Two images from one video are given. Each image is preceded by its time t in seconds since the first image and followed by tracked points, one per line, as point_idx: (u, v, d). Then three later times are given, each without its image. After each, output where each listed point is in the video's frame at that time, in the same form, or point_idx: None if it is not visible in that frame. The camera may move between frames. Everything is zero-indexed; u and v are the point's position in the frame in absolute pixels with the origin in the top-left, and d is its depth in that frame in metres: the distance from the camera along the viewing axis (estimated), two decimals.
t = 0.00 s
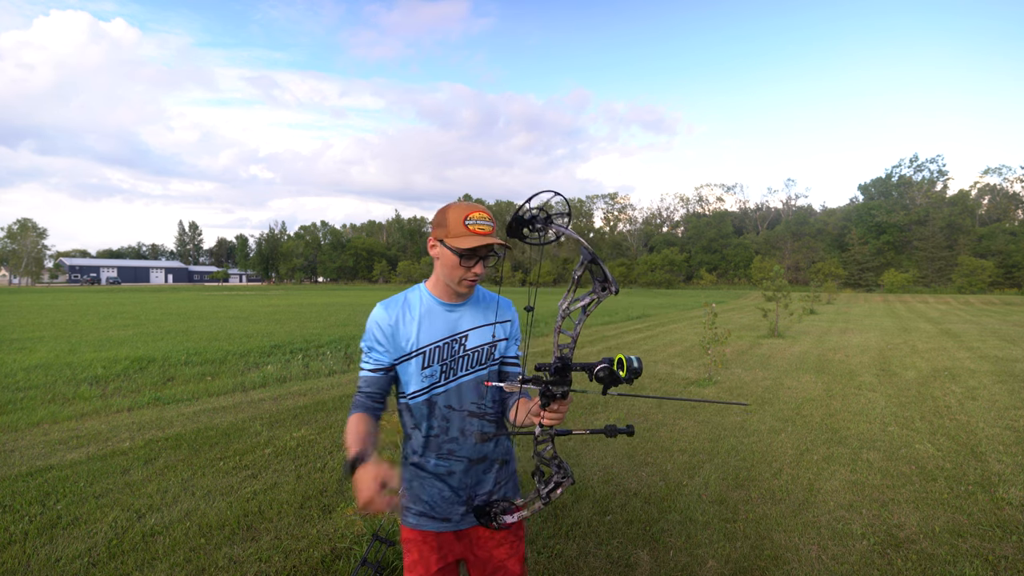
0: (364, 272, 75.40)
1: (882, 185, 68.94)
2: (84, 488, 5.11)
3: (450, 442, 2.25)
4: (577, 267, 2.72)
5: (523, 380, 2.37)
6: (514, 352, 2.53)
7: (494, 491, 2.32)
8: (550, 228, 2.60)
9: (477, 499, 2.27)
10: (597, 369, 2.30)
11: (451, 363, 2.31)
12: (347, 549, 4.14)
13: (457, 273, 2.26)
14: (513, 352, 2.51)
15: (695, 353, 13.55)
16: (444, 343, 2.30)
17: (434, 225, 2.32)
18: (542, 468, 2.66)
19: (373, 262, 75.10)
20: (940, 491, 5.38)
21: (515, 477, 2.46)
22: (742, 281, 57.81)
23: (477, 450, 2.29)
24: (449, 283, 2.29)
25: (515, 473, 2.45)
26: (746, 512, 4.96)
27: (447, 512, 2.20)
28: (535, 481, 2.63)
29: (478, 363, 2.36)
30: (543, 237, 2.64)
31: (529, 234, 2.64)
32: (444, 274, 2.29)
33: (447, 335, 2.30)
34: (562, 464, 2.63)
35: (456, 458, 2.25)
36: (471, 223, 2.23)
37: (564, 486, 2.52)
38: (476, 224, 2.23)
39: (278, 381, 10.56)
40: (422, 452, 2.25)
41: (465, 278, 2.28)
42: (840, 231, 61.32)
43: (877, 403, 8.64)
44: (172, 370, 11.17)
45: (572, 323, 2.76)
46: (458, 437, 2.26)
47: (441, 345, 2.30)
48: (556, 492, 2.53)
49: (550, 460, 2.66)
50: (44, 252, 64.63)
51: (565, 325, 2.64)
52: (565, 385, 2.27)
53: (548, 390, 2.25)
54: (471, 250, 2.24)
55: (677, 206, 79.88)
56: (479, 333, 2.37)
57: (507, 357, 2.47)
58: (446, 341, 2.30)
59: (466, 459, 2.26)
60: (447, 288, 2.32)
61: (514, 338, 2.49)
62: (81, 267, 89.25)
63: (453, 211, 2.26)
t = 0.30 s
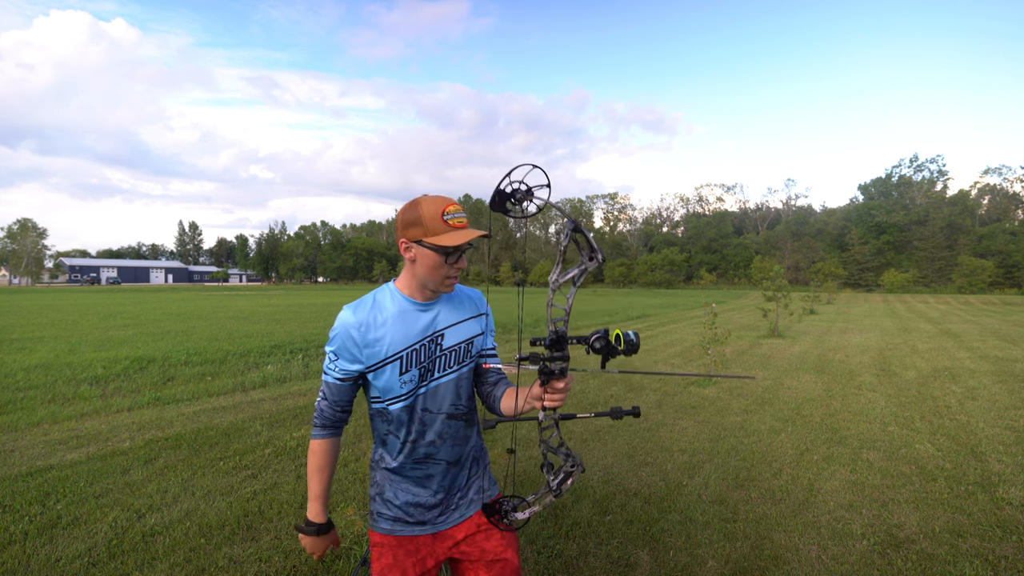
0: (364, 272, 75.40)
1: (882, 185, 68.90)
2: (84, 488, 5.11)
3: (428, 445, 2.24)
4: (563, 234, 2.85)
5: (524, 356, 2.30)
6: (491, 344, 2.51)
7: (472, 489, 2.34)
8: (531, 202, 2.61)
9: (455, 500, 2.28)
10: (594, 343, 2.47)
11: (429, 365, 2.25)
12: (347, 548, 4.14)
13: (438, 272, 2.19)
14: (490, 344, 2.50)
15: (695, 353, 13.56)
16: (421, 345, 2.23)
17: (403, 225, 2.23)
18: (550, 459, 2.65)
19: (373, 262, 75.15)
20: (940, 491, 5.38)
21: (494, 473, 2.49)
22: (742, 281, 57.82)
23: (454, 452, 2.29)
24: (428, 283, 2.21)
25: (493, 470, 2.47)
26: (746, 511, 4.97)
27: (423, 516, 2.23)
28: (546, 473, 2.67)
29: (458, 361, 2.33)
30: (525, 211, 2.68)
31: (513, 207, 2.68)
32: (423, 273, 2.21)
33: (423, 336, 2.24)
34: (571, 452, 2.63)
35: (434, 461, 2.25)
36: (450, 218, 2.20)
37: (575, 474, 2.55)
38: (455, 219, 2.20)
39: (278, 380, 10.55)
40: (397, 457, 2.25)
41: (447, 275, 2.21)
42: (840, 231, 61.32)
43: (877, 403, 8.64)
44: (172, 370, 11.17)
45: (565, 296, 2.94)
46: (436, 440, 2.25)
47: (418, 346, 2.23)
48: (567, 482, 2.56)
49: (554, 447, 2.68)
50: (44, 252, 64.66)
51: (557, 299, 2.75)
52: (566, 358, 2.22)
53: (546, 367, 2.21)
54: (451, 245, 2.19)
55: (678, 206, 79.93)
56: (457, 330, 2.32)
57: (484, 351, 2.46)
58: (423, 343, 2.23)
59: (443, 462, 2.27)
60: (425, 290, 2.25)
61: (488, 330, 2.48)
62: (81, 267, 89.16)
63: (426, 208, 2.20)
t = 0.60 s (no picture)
0: (364, 272, 75.36)
1: (882, 185, 68.87)
2: (84, 488, 5.10)
3: (415, 444, 2.25)
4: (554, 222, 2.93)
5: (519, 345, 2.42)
6: (478, 339, 2.50)
7: (462, 489, 2.32)
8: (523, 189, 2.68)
9: (442, 498, 2.28)
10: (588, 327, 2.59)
11: (412, 364, 2.23)
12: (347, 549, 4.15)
13: (413, 264, 2.18)
14: (477, 339, 2.48)
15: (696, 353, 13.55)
16: (403, 344, 2.21)
17: (375, 218, 2.20)
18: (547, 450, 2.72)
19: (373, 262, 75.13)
20: (940, 491, 5.38)
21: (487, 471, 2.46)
22: (742, 281, 57.80)
23: (442, 451, 2.29)
24: (406, 275, 2.19)
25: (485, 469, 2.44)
26: (746, 512, 4.96)
27: (408, 515, 2.25)
28: (545, 464, 2.74)
29: (442, 358, 2.31)
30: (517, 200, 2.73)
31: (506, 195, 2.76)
32: (399, 263, 2.19)
33: (405, 335, 2.21)
34: (568, 441, 2.74)
35: (421, 460, 2.26)
36: (419, 205, 2.17)
37: (574, 463, 2.63)
38: (425, 205, 2.18)
39: (278, 380, 10.55)
40: (384, 457, 2.25)
41: (422, 265, 2.21)
42: (840, 231, 61.33)
43: (877, 403, 8.64)
44: (172, 370, 11.17)
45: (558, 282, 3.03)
46: (423, 439, 2.25)
47: (400, 346, 2.20)
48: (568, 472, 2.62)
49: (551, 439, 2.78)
50: (43, 251, 64.65)
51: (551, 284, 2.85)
52: (561, 345, 2.44)
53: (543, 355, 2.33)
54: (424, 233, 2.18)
55: (678, 207, 79.93)
56: (440, 326, 2.30)
57: (471, 345, 2.44)
58: (405, 341, 2.21)
59: (428, 460, 2.26)
60: (401, 284, 2.23)
61: (475, 325, 2.46)
62: (80, 267, 89.08)
63: (393, 199, 2.18)
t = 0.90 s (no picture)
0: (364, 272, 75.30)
1: (882, 185, 68.85)
2: (84, 488, 5.11)
3: (407, 438, 2.20)
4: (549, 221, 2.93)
5: (518, 342, 2.47)
6: (476, 338, 2.52)
7: (457, 486, 2.32)
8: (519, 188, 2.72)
9: (438, 495, 2.26)
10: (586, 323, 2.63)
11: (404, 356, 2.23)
12: (347, 549, 4.15)
13: (386, 256, 2.16)
14: (475, 338, 2.50)
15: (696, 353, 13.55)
16: (395, 334, 2.20)
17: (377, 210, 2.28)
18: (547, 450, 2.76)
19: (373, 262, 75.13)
20: (940, 491, 5.38)
21: (481, 472, 2.47)
22: (742, 282, 57.79)
23: (435, 445, 2.26)
24: (382, 267, 2.19)
25: (480, 470, 2.45)
26: (746, 512, 4.97)
27: (403, 512, 2.21)
28: (549, 466, 2.78)
29: (436, 355, 2.30)
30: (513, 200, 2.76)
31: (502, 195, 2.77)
32: (379, 254, 2.21)
33: (398, 326, 2.21)
34: (570, 442, 2.78)
35: (413, 455, 2.21)
36: (404, 200, 2.14)
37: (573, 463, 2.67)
38: (409, 201, 2.13)
39: (278, 381, 10.55)
40: (377, 450, 2.20)
41: (393, 261, 2.15)
42: (840, 231, 61.30)
43: (877, 403, 8.64)
44: (172, 370, 11.17)
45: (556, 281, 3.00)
46: (416, 432, 2.21)
47: (394, 335, 2.19)
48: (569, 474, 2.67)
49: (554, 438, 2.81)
50: (43, 251, 64.66)
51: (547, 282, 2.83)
52: (561, 343, 2.51)
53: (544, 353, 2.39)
54: (400, 229, 2.13)
55: (678, 207, 79.93)
56: (436, 324, 2.30)
57: (469, 343, 2.47)
58: (397, 332, 2.20)
59: (423, 454, 2.23)
60: (383, 274, 2.22)
61: (473, 324, 2.49)
62: (80, 267, 88.95)
63: (393, 195, 2.22)
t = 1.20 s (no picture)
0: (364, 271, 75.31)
1: (882, 185, 68.81)
2: (84, 488, 5.11)
3: (421, 438, 2.22)
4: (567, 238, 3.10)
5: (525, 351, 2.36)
6: (487, 342, 2.54)
7: (467, 486, 2.32)
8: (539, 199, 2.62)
9: (450, 496, 2.26)
10: (593, 339, 2.57)
11: (420, 357, 2.24)
12: (347, 549, 4.15)
13: (417, 264, 2.20)
14: (486, 342, 2.52)
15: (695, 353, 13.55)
16: (411, 337, 2.21)
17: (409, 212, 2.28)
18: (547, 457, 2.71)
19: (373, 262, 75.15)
20: (940, 491, 5.38)
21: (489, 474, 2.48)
22: (742, 281, 57.78)
23: (447, 446, 2.26)
24: (411, 274, 2.22)
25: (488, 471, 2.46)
26: (746, 512, 4.96)
27: (417, 514, 2.21)
28: (543, 473, 2.69)
29: (450, 358, 2.31)
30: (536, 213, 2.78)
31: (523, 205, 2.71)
32: (409, 260, 2.23)
33: (414, 329, 2.22)
34: (567, 451, 2.69)
35: (426, 455, 2.22)
36: (442, 214, 2.17)
37: (569, 474, 2.59)
38: (447, 217, 2.16)
39: (278, 381, 10.55)
40: (391, 452, 2.22)
41: (425, 271, 2.20)
42: (840, 231, 61.30)
43: (877, 403, 8.64)
44: (172, 370, 11.16)
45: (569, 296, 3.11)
46: (428, 432, 2.23)
47: (409, 337, 2.21)
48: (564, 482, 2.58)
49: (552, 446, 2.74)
50: (43, 251, 64.67)
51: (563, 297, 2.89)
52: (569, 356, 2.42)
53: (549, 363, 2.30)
54: (436, 243, 2.17)
55: (678, 207, 79.96)
56: (451, 327, 2.31)
57: (480, 348, 2.48)
58: (414, 334, 2.22)
59: (436, 455, 2.24)
60: (409, 278, 2.26)
61: (486, 328, 2.50)
62: (80, 267, 88.88)
63: (428, 202, 2.24)
